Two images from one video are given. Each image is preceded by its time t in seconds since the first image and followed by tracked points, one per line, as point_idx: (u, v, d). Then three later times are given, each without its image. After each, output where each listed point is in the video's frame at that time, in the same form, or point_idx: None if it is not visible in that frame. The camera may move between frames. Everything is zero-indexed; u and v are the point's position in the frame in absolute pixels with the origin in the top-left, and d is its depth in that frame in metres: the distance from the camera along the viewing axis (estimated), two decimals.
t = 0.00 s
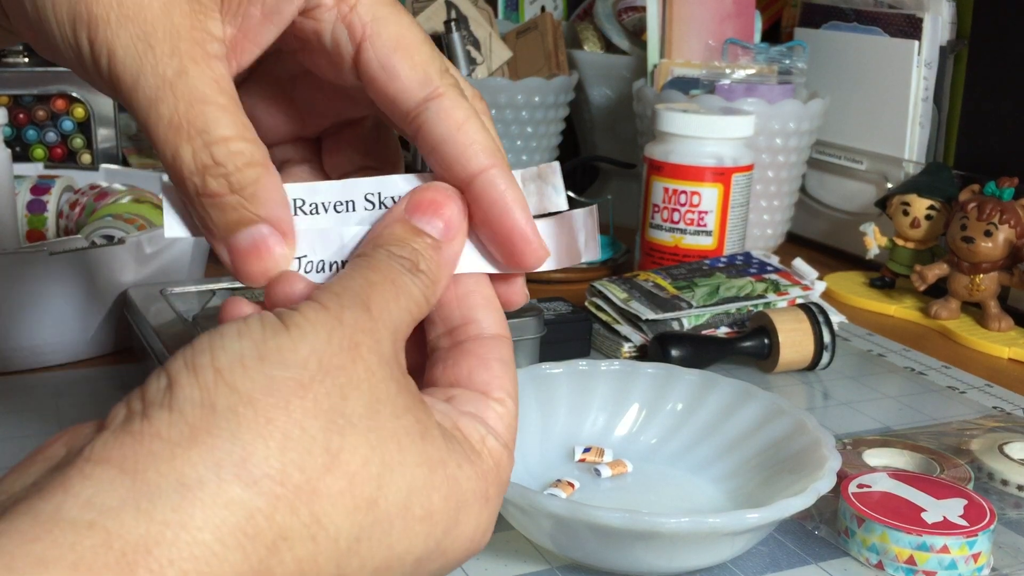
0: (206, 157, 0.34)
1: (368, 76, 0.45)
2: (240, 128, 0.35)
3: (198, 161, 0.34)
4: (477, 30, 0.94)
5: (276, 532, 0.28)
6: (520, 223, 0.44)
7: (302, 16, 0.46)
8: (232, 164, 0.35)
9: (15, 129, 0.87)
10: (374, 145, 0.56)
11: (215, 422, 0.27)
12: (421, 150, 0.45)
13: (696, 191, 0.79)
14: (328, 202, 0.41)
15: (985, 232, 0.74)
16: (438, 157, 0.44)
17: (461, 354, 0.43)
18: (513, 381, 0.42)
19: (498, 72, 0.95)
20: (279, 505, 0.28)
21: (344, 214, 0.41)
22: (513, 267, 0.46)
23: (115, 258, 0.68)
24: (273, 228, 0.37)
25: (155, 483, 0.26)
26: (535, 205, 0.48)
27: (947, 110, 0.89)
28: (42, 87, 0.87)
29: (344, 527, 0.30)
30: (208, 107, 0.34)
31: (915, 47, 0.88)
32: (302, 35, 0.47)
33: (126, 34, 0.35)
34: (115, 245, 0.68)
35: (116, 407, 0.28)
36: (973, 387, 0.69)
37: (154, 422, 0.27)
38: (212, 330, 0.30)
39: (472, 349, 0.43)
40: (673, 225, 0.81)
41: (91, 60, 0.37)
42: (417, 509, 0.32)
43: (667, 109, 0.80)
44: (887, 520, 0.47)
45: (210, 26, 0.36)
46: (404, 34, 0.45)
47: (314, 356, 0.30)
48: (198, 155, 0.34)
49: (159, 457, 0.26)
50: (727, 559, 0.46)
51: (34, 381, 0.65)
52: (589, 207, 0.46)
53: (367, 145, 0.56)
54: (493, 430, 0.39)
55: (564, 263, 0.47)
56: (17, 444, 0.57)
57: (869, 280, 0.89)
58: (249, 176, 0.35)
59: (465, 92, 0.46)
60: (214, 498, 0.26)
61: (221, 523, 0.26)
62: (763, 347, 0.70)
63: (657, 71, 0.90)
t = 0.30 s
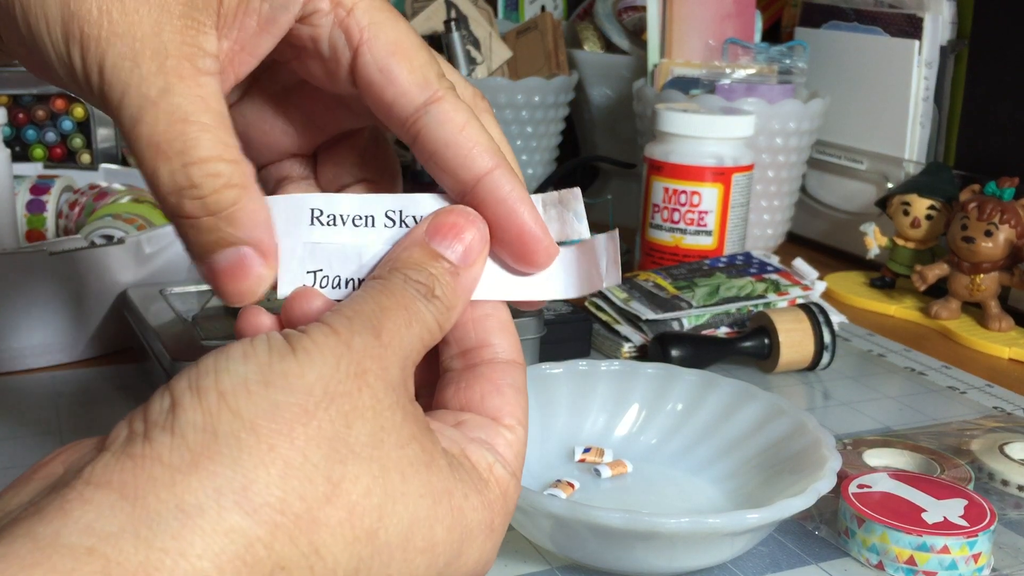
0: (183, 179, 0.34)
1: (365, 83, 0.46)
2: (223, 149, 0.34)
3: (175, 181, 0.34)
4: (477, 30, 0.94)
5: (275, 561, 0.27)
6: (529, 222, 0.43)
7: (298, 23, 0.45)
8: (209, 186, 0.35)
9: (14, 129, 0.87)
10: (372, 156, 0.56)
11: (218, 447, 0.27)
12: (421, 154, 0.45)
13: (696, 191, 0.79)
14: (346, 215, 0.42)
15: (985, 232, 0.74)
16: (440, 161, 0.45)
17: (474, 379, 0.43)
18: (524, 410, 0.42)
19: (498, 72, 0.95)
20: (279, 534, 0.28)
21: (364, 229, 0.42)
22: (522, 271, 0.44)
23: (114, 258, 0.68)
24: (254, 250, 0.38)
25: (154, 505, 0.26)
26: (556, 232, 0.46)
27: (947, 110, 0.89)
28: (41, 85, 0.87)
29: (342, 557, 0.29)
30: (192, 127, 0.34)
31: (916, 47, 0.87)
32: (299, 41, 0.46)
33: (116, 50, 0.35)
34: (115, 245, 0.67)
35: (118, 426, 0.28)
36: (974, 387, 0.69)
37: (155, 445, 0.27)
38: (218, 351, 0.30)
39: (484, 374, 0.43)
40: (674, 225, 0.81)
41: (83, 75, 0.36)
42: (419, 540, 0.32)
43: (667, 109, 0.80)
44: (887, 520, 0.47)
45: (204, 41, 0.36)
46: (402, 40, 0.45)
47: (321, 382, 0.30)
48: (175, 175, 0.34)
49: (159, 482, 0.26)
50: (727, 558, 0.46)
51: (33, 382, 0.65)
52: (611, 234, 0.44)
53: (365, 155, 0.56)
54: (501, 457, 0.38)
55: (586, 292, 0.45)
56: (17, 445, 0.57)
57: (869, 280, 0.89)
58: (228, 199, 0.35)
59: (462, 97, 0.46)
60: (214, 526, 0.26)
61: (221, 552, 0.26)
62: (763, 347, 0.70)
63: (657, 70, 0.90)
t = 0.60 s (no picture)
0: (194, 175, 0.34)
1: (385, 88, 0.45)
2: (236, 149, 0.34)
3: (186, 178, 0.34)
4: (477, 30, 0.94)
5: (275, 571, 0.27)
6: (546, 236, 0.44)
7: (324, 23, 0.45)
8: (221, 183, 0.34)
9: (14, 129, 0.87)
10: (389, 163, 0.56)
11: (219, 456, 0.27)
12: (437, 162, 0.46)
13: (696, 191, 0.79)
14: (359, 221, 0.42)
15: (985, 232, 0.74)
16: (458, 170, 0.45)
17: (476, 385, 0.43)
18: (527, 417, 0.42)
19: (498, 72, 0.95)
20: (280, 543, 0.27)
21: (375, 235, 0.42)
22: (535, 284, 0.45)
23: (114, 258, 0.68)
24: (262, 252, 0.37)
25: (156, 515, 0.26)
26: (573, 249, 0.47)
27: (947, 110, 0.89)
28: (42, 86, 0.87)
29: (346, 567, 0.29)
30: (207, 124, 0.34)
31: (916, 47, 0.87)
32: (323, 43, 0.47)
33: (135, 43, 0.35)
34: (115, 245, 0.67)
35: (117, 436, 0.28)
36: (973, 387, 0.69)
37: (155, 455, 0.27)
38: (218, 358, 0.30)
39: (487, 382, 0.43)
40: (674, 225, 0.81)
41: (102, 70, 0.36)
42: (423, 549, 0.32)
43: (667, 109, 0.80)
44: (887, 520, 0.47)
45: (226, 41, 0.36)
46: (425, 49, 0.45)
47: (322, 389, 0.30)
48: (186, 172, 0.34)
49: (159, 491, 0.26)
50: (727, 558, 0.46)
51: (33, 382, 0.65)
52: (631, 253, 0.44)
53: (382, 162, 0.56)
54: (505, 464, 0.38)
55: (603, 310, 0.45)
56: (16, 446, 0.57)
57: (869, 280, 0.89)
58: (238, 199, 0.35)
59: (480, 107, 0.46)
60: (214, 536, 0.26)
61: (221, 561, 0.26)
62: (763, 347, 0.70)
63: (657, 70, 0.90)
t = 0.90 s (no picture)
0: (228, 173, 0.34)
1: (387, 89, 0.45)
2: (261, 143, 0.34)
3: (219, 177, 0.34)
4: (477, 30, 0.94)
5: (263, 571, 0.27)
6: (544, 241, 0.44)
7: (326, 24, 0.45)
8: (253, 179, 0.34)
9: (14, 129, 0.86)
10: (384, 164, 0.57)
11: (205, 456, 0.27)
12: (436, 165, 0.46)
13: (696, 191, 0.79)
14: (358, 224, 0.42)
15: (985, 232, 0.74)
16: (458, 174, 0.45)
17: (468, 384, 0.43)
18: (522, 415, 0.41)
19: (498, 72, 0.95)
20: (267, 543, 0.27)
21: (374, 238, 0.42)
22: (532, 288, 0.45)
23: (115, 258, 0.67)
24: (298, 245, 0.34)
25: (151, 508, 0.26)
26: (570, 253, 0.46)
27: (947, 111, 0.89)
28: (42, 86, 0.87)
29: (335, 566, 0.29)
30: (232, 125, 0.34)
31: (915, 47, 0.87)
32: (325, 44, 0.47)
33: (151, 52, 0.35)
34: (115, 245, 0.67)
35: (102, 438, 0.28)
36: (973, 387, 0.69)
37: (140, 456, 0.27)
38: (204, 360, 0.30)
39: (479, 380, 0.43)
40: (674, 226, 0.81)
41: (117, 82, 0.37)
42: (413, 548, 0.32)
43: (667, 109, 0.80)
44: (887, 521, 0.47)
45: (239, 43, 0.36)
46: (427, 51, 0.45)
47: (309, 389, 0.30)
48: (219, 172, 0.34)
49: (144, 492, 0.26)
50: (727, 558, 0.46)
51: (33, 382, 0.65)
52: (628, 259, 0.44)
53: (377, 163, 0.57)
54: (496, 463, 0.38)
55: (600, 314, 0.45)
56: (14, 447, 0.57)
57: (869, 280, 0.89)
58: (270, 192, 0.34)
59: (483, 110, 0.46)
60: (199, 536, 0.26)
61: (207, 561, 0.26)
62: (763, 347, 0.70)
63: (657, 70, 0.90)
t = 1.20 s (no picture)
0: (227, 157, 0.38)
1: (386, 60, 0.50)
2: (262, 128, 0.39)
3: (220, 160, 0.38)
4: (477, 30, 0.94)
5: None
6: (546, 208, 0.48)
7: None
8: (253, 163, 0.38)
9: (14, 129, 0.86)
10: (384, 136, 0.62)
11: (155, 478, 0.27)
12: (438, 136, 0.51)
13: (696, 191, 0.79)
14: (359, 198, 0.46)
15: (985, 232, 0.74)
16: (456, 145, 0.50)
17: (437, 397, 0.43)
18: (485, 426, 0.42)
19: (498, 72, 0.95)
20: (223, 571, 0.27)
21: (372, 210, 0.46)
22: (535, 257, 0.48)
23: (115, 258, 0.67)
24: (298, 228, 0.39)
25: (41, 502, 0.20)
26: (574, 220, 0.51)
27: (947, 111, 0.89)
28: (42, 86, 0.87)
29: None
30: (231, 107, 0.38)
31: (916, 47, 0.88)
32: (323, 15, 0.52)
33: (153, 30, 0.40)
34: (116, 245, 0.67)
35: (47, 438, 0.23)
36: (974, 387, 0.69)
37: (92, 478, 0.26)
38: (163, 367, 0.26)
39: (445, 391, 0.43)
40: (673, 226, 0.81)
41: (131, 65, 0.42)
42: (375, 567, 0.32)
43: (667, 109, 0.80)
44: (887, 521, 0.47)
45: (236, 19, 0.40)
46: (425, 23, 0.49)
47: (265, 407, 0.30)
48: (220, 155, 0.38)
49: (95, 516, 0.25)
50: (727, 559, 0.46)
51: (33, 382, 0.65)
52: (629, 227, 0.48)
53: (378, 135, 0.61)
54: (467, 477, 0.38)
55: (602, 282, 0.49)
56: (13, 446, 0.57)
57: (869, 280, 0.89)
58: (269, 176, 0.38)
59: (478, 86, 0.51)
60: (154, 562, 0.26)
61: None
62: (763, 347, 0.70)
63: (657, 70, 0.90)
